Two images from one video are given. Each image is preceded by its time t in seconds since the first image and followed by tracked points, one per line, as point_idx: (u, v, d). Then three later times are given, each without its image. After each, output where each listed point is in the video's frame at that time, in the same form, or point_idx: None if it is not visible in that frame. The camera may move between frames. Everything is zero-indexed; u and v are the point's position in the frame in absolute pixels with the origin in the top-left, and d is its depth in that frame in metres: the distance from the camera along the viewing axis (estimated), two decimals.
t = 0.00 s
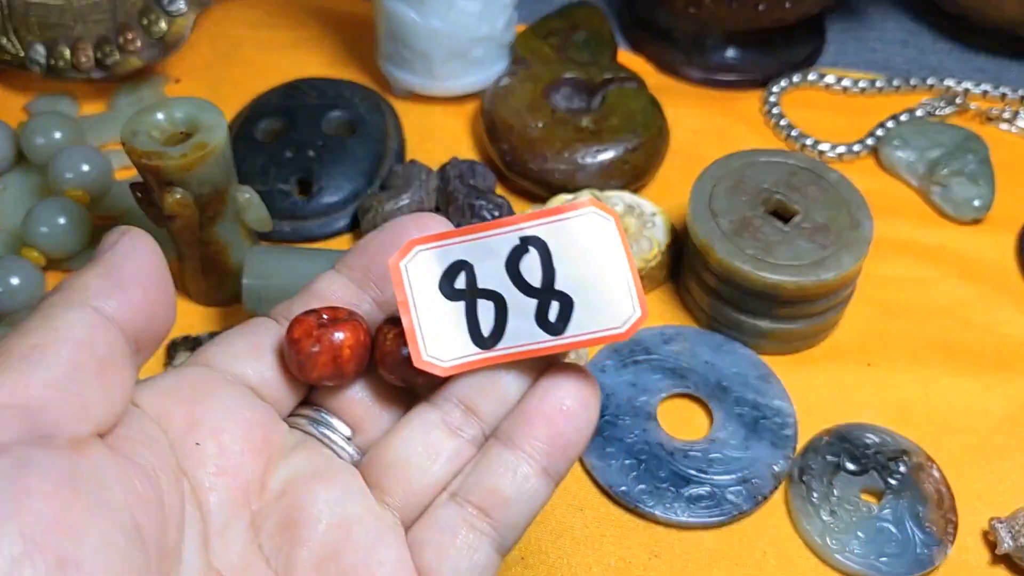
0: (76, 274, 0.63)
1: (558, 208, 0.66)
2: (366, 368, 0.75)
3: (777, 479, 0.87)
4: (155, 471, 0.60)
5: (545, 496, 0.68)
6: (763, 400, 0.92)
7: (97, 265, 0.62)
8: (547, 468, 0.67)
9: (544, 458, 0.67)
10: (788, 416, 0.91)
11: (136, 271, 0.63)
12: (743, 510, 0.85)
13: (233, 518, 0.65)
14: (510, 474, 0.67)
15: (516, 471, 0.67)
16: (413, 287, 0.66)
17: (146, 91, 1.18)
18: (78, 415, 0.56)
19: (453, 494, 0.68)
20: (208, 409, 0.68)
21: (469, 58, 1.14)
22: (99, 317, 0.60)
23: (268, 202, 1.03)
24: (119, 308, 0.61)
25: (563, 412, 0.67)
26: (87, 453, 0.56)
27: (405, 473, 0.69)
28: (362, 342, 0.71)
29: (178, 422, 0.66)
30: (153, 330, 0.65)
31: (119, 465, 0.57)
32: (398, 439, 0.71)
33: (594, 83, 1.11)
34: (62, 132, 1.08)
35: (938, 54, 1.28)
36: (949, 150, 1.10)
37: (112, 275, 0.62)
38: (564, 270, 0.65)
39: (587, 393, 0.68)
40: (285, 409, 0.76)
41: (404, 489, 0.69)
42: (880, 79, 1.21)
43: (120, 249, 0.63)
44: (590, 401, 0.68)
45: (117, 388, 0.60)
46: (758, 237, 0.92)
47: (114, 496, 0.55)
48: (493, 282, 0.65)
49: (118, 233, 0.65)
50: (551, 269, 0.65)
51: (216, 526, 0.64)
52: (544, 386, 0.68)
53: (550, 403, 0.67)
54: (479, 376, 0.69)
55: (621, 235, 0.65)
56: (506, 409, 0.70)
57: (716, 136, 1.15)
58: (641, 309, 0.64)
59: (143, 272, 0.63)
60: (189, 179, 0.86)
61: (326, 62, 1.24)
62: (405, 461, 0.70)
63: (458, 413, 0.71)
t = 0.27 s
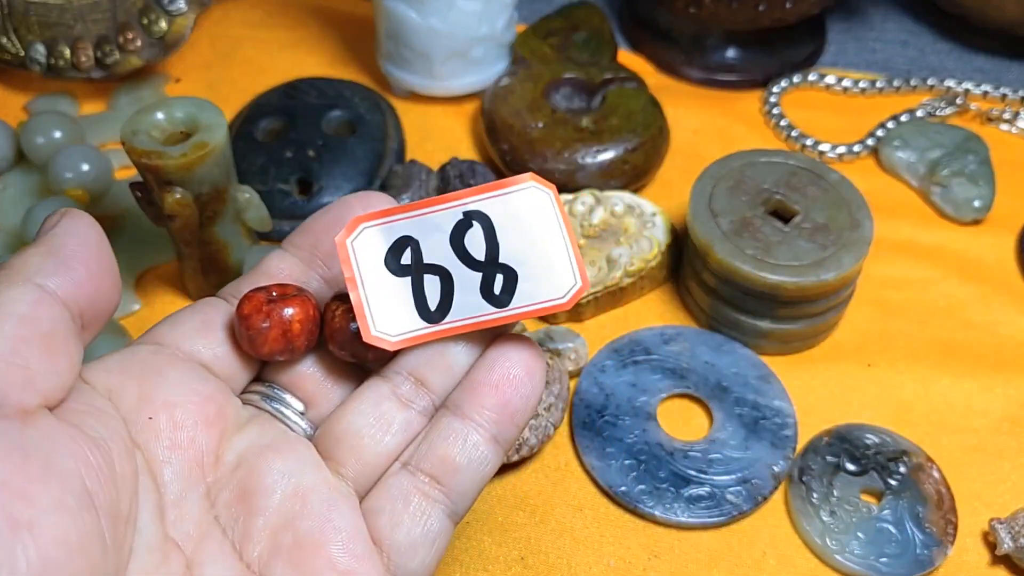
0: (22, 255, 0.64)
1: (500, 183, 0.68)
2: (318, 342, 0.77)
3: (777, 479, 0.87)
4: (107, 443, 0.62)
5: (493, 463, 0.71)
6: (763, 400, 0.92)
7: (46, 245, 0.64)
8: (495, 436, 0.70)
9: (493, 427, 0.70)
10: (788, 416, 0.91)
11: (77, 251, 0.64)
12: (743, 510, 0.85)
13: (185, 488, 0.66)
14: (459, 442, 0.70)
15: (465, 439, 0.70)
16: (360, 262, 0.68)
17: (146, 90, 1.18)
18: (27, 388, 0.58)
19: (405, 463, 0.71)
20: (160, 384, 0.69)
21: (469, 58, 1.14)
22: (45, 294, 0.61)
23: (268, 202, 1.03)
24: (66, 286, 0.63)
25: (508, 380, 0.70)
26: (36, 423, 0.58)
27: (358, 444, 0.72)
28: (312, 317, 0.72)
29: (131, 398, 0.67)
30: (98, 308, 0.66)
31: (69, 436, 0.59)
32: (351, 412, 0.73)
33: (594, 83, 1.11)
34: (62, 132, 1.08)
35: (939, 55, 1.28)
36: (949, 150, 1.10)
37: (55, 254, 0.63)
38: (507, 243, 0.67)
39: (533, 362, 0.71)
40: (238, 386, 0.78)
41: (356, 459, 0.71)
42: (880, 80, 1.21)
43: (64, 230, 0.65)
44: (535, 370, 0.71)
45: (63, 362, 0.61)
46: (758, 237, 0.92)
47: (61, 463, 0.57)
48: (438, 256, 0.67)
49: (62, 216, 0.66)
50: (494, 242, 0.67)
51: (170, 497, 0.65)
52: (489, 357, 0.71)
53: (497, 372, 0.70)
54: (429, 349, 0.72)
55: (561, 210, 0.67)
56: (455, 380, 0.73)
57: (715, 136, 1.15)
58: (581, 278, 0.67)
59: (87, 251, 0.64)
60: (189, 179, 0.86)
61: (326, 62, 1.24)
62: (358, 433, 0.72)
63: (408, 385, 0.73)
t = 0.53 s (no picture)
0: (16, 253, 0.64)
1: (495, 183, 0.68)
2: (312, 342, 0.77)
3: (777, 479, 0.87)
4: (104, 440, 0.62)
5: (487, 460, 0.72)
6: (763, 400, 0.92)
7: (40, 245, 0.64)
8: (489, 434, 0.71)
9: (487, 425, 0.71)
10: (788, 416, 0.91)
11: (70, 250, 0.64)
12: (743, 510, 0.85)
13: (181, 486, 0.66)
14: (455, 441, 0.70)
15: (460, 438, 0.70)
16: (355, 261, 0.67)
17: (147, 90, 1.18)
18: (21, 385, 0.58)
19: (400, 461, 0.72)
20: (156, 381, 0.69)
21: (469, 58, 1.14)
22: (40, 292, 0.62)
23: (268, 202, 1.03)
24: (60, 284, 0.63)
25: (503, 380, 0.71)
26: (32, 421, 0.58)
27: (353, 443, 0.72)
28: (306, 316, 0.72)
29: (127, 395, 0.67)
30: (91, 308, 0.66)
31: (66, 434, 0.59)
32: (345, 411, 0.73)
33: (594, 83, 1.11)
34: (62, 132, 1.08)
35: (939, 55, 1.28)
36: (949, 150, 1.10)
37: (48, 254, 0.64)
38: (501, 242, 0.67)
39: (526, 361, 0.71)
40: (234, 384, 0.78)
41: (351, 458, 0.71)
42: (880, 80, 1.21)
43: (58, 229, 0.65)
44: (529, 368, 0.72)
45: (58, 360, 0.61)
46: (758, 237, 0.92)
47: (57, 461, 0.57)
48: (432, 255, 0.67)
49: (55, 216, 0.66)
50: (488, 241, 0.67)
51: (167, 494, 0.65)
52: (484, 356, 0.71)
53: (492, 371, 0.71)
54: (423, 348, 0.72)
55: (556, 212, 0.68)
56: (449, 378, 0.73)
57: (715, 136, 1.15)
58: (575, 280, 0.67)
59: (81, 251, 0.65)
60: (189, 179, 0.86)
61: (326, 62, 1.24)
62: (353, 432, 0.72)
63: (402, 383, 0.73)
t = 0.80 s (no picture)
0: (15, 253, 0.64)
1: (497, 186, 0.68)
2: (311, 341, 0.77)
3: (777, 479, 0.87)
4: (103, 439, 0.62)
5: (486, 459, 0.72)
6: (763, 400, 0.92)
7: (38, 245, 0.64)
8: (488, 433, 0.71)
9: (486, 424, 0.71)
10: (788, 416, 0.91)
11: (69, 250, 0.64)
12: (743, 510, 0.85)
13: (179, 485, 0.66)
14: (454, 439, 0.70)
15: (459, 437, 0.70)
16: (354, 260, 0.67)
17: (147, 90, 1.18)
18: (21, 384, 0.58)
19: (399, 461, 0.72)
20: (156, 381, 0.69)
21: (469, 58, 1.14)
22: (39, 292, 0.62)
23: (268, 202, 1.03)
24: (59, 283, 0.63)
25: (502, 377, 0.71)
26: (32, 421, 0.58)
27: (353, 442, 0.72)
28: (305, 316, 0.72)
29: (126, 395, 0.67)
30: (90, 307, 0.66)
31: (65, 434, 0.59)
32: (345, 411, 0.73)
33: (594, 83, 1.11)
34: (62, 132, 1.08)
35: (939, 55, 1.28)
36: (949, 150, 1.10)
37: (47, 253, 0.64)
38: (501, 245, 0.68)
39: (525, 360, 0.72)
40: (232, 384, 0.78)
41: (350, 457, 0.71)
42: (880, 80, 1.21)
43: (56, 229, 0.65)
44: (527, 367, 0.72)
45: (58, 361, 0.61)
46: (758, 237, 0.92)
47: (56, 461, 0.57)
48: (433, 256, 0.67)
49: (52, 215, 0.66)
50: (489, 243, 0.67)
51: (166, 493, 0.65)
52: (481, 356, 0.71)
53: (491, 369, 0.71)
54: (423, 347, 0.72)
55: (557, 216, 0.68)
56: (449, 378, 0.73)
57: (716, 136, 1.15)
58: (575, 284, 0.67)
59: (80, 250, 0.64)
60: (189, 179, 0.86)
61: (326, 62, 1.24)
62: (353, 431, 0.72)
63: (402, 382, 0.73)
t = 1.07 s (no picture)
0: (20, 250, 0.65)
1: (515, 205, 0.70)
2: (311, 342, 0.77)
3: (777, 479, 0.87)
4: (104, 439, 0.62)
5: (487, 460, 0.72)
6: (763, 400, 0.92)
7: (39, 243, 0.64)
8: (488, 432, 0.71)
9: (487, 423, 0.71)
10: (788, 416, 0.91)
11: (72, 249, 0.64)
12: (743, 510, 0.85)
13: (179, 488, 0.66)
14: (454, 438, 0.70)
15: (459, 436, 0.70)
16: (363, 256, 0.69)
17: (147, 90, 1.18)
18: (21, 384, 0.58)
19: (398, 460, 0.71)
20: (156, 381, 0.69)
21: (469, 58, 1.14)
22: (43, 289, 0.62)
23: (268, 202, 1.03)
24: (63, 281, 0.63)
25: (502, 377, 0.71)
26: (33, 421, 0.58)
27: (353, 442, 0.72)
28: (305, 316, 0.72)
29: (126, 394, 0.67)
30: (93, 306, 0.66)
31: (66, 434, 0.59)
32: (345, 411, 0.73)
33: (594, 83, 1.11)
34: (62, 132, 1.08)
35: (939, 55, 1.28)
36: (949, 150, 1.10)
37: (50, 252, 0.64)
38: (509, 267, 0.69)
39: (525, 360, 0.71)
40: (232, 384, 0.78)
41: (350, 457, 0.71)
42: (880, 80, 1.21)
43: (60, 228, 0.65)
44: (527, 367, 0.71)
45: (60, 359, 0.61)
46: (758, 237, 0.92)
47: (57, 461, 0.57)
48: (437, 264, 0.69)
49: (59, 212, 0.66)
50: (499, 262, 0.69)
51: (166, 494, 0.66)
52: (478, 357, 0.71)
53: (491, 369, 0.71)
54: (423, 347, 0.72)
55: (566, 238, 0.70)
56: (449, 378, 0.73)
57: (716, 136, 1.15)
58: (576, 314, 0.68)
59: (84, 250, 0.65)
60: (189, 179, 0.86)
61: (326, 62, 1.24)
62: (353, 431, 0.72)
63: (402, 382, 0.73)
